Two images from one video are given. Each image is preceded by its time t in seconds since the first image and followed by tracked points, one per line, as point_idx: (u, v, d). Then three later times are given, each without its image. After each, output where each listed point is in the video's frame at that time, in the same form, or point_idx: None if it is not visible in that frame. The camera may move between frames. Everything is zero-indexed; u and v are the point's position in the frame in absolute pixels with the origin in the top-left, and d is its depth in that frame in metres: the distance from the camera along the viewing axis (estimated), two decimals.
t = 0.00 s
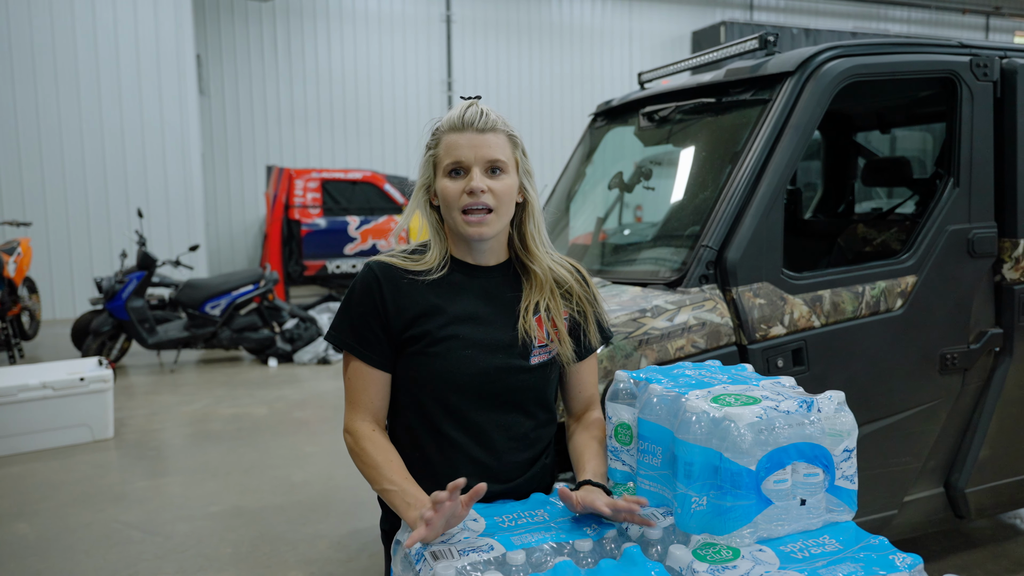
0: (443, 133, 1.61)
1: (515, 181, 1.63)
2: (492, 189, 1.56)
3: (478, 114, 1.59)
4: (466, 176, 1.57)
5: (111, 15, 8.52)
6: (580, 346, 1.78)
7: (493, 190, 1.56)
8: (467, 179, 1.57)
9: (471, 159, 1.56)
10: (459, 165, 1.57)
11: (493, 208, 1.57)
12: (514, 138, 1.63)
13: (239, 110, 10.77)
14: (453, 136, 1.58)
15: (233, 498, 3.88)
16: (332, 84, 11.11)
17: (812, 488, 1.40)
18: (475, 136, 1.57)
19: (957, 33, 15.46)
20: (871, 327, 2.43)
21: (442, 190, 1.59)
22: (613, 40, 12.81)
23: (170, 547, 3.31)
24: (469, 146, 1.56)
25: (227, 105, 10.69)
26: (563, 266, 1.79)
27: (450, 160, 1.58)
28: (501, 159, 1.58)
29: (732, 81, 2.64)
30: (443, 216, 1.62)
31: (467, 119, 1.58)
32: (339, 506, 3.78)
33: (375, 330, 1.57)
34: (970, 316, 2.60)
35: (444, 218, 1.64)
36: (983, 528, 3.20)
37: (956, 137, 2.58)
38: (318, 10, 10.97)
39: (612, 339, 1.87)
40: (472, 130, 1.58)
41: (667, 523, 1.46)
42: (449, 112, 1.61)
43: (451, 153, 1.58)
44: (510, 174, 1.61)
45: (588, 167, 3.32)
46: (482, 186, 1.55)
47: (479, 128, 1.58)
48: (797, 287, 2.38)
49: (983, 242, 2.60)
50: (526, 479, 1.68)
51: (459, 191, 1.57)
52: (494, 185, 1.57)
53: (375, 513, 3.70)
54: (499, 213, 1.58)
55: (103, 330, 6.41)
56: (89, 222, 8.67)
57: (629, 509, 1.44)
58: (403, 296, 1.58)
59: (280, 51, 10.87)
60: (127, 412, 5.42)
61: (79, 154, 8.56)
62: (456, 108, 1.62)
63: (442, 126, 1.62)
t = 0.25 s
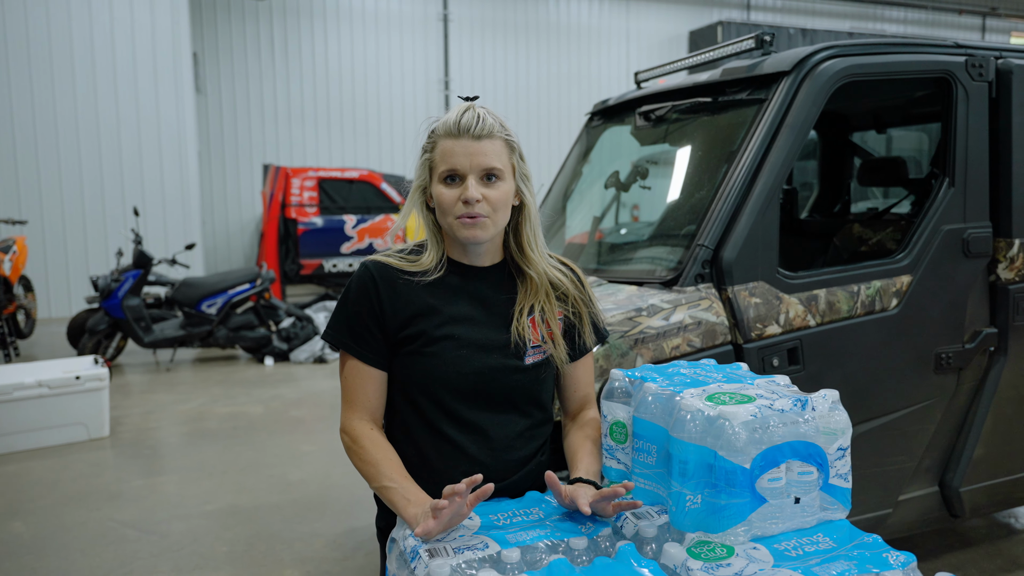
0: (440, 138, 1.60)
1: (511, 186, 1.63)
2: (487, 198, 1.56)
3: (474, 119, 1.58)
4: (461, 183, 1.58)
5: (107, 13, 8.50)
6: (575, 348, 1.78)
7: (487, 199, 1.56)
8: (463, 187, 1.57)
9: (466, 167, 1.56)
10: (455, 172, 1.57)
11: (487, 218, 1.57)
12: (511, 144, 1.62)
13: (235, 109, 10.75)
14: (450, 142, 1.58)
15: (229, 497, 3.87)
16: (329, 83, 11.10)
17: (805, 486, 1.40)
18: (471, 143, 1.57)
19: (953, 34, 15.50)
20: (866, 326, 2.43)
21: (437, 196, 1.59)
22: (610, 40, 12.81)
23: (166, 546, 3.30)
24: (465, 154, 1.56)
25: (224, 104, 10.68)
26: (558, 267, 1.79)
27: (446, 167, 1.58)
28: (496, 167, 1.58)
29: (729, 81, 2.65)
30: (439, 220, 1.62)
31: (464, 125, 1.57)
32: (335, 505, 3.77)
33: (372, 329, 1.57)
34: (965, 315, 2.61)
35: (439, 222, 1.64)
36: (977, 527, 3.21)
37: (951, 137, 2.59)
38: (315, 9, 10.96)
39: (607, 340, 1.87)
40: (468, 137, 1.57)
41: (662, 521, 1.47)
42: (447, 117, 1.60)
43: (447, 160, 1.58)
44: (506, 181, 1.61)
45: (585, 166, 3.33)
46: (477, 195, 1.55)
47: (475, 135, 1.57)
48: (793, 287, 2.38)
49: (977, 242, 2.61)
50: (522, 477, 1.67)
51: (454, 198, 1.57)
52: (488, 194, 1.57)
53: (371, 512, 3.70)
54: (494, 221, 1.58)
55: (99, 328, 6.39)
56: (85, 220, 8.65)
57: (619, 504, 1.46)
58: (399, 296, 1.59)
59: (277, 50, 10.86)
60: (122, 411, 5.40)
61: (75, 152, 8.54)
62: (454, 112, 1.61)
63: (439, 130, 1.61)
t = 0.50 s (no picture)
0: (440, 139, 1.60)
1: (511, 188, 1.63)
2: (489, 201, 1.57)
3: (475, 121, 1.58)
4: (462, 186, 1.58)
5: (106, 12, 8.49)
6: (573, 348, 1.79)
7: (488, 202, 1.57)
8: (464, 189, 1.57)
9: (468, 170, 1.56)
10: (455, 175, 1.58)
11: (488, 220, 1.58)
12: (511, 146, 1.63)
13: (234, 108, 10.75)
14: (450, 144, 1.58)
15: (228, 496, 3.88)
16: (328, 82, 11.10)
17: (803, 484, 1.41)
18: (472, 145, 1.57)
19: (952, 32, 15.49)
20: (864, 325, 2.44)
21: (438, 198, 1.59)
22: (609, 39, 12.80)
23: (165, 546, 3.31)
24: (467, 157, 1.56)
25: (222, 103, 10.68)
26: (557, 267, 1.79)
27: (447, 170, 1.58)
28: (497, 169, 1.58)
29: (727, 80, 2.65)
30: (439, 222, 1.62)
31: (465, 127, 1.57)
32: (335, 505, 3.78)
33: (372, 329, 1.58)
34: (962, 315, 2.61)
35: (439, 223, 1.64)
36: (976, 526, 3.22)
37: (948, 136, 2.59)
38: (313, 8, 10.95)
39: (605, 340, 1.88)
40: (469, 139, 1.57)
41: (660, 520, 1.48)
42: (447, 118, 1.60)
43: (448, 163, 1.58)
44: (506, 183, 1.61)
45: (583, 166, 3.34)
46: (479, 199, 1.55)
47: (476, 137, 1.57)
48: (791, 286, 2.39)
49: (975, 241, 2.61)
50: (521, 476, 1.68)
51: (456, 201, 1.57)
52: (490, 197, 1.57)
53: (370, 511, 3.70)
54: (495, 223, 1.58)
55: (98, 328, 6.39)
56: (84, 220, 8.64)
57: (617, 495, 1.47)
58: (399, 296, 1.59)
59: (275, 50, 10.85)
60: (121, 411, 5.40)
61: (74, 151, 8.53)
62: (454, 113, 1.60)
63: (439, 131, 1.61)
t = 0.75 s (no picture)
0: (439, 138, 1.60)
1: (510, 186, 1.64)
2: (490, 199, 1.57)
3: (475, 119, 1.58)
4: (463, 184, 1.58)
5: (106, 13, 8.49)
6: (572, 348, 1.79)
7: (489, 199, 1.57)
8: (465, 188, 1.57)
9: (468, 168, 1.56)
10: (456, 173, 1.57)
11: (489, 217, 1.58)
12: (510, 144, 1.63)
13: (233, 109, 10.75)
14: (450, 143, 1.58)
15: (228, 497, 3.88)
16: (327, 83, 11.10)
17: (801, 483, 1.41)
18: (472, 144, 1.57)
19: (952, 32, 15.50)
20: (862, 325, 2.44)
21: (438, 197, 1.59)
22: (608, 39, 12.81)
23: (165, 546, 3.31)
24: (467, 155, 1.56)
25: (222, 104, 10.69)
26: (556, 267, 1.80)
27: (447, 169, 1.58)
28: (498, 167, 1.58)
29: (726, 80, 2.65)
30: (439, 221, 1.62)
31: (464, 125, 1.58)
32: (334, 505, 3.78)
33: (371, 331, 1.58)
34: (961, 314, 2.62)
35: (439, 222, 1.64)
36: (975, 525, 3.22)
37: (947, 136, 2.59)
38: (312, 9, 10.96)
39: (604, 340, 1.88)
40: (468, 138, 1.57)
41: (658, 519, 1.48)
42: (446, 116, 1.60)
43: (448, 161, 1.58)
44: (506, 181, 1.61)
45: (583, 166, 3.34)
46: (480, 196, 1.56)
47: (476, 136, 1.57)
48: (789, 286, 2.39)
49: (974, 240, 2.61)
50: (520, 477, 1.68)
51: (457, 199, 1.57)
52: (491, 194, 1.57)
53: (370, 511, 3.71)
54: (496, 221, 1.59)
55: (98, 329, 6.39)
56: (83, 220, 8.65)
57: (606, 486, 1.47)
58: (399, 297, 1.59)
59: (275, 50, 10.87)
60: (121, 411, 5.40)
61: (74, 152, 8.54)
62: (453, 112, 1.60)
63: (439, 130, 1.61)
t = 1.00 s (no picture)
0: (440, 137, 1.60)
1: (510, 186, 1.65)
2: (491, 199, 1.58)
3: (477, 119, 1.59)
4: (465, 184, 1.58)
5: (105, 13, 8.49)
6: (571, 347, 1.79)
7: (491, 199, 1.58)
8: (466, 187, 1.57)
9: (470, 168, 1.57)
10: (457, 173, 1.58)
11: (490, 217, 1.59)
12: (510, 144, 1.64)
13: (233, 109, 10.75)
14: (452, 143, 1.58)
15: (227, 497, 3.88)
16: (327, 83, 11.11)
17: (799, 483, 1.42)
18: (474, 143, 1.57)
19: (951, 33, 15.50)
20: (861, 325, 2.45)
21: (439, 196, 1.59)
22: (608, 39, 12.82)
23: (165, 546, 3.31)
24: (469, 155, 1.56)
25: (222, 104, 10.69)
26: (554, 266, 1.80)
27: (448, 168, 1.58)
28: (499, 167, 1.59)
29: (725, 82, 2.66)
30: (439, 220, 1.62)
31: (466, 125, 1.58)
32: (333, 505, 3.78)
33: (369, 332, 1.59)
34: (959, 314, 2.62)
35: (439, 221, 1.64)
36: (974, 526, 3.23)
37: (945, 137, 2.60)
38: (312, 9, 10.97)
39: (602, 339, 1.88)
40: (471, 138, 1.57)
41: (656, 518, 1.49)
42: (447, 115, 1.60)
43: (449, 161, 1.58)
44: (506, 181, 1.62)
45: (582, 167, 3.35)
46: (482, 196, 1.56)
47: (478, 135, 1.57)
48: (788, 286, 2.39)
49: (972, 241, 2.62)
50: (519, 477, 1.69)
51: (459, 199, 1.57)
52: (492, 194, 1.58)
53: (369, 511, 3.71)
54: (497, 221, 1.59)
55: (97, 329, 6.40)
56: (83, 220, 8.65)
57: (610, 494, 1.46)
58: (397, 297, 1.60)
59: (274, 50, 10.87)
60: (120, 411, 5.41)
61: (73, 151, 8.54)
62: (454, 111, 1.61)
63: (440, 128, 1.61)
